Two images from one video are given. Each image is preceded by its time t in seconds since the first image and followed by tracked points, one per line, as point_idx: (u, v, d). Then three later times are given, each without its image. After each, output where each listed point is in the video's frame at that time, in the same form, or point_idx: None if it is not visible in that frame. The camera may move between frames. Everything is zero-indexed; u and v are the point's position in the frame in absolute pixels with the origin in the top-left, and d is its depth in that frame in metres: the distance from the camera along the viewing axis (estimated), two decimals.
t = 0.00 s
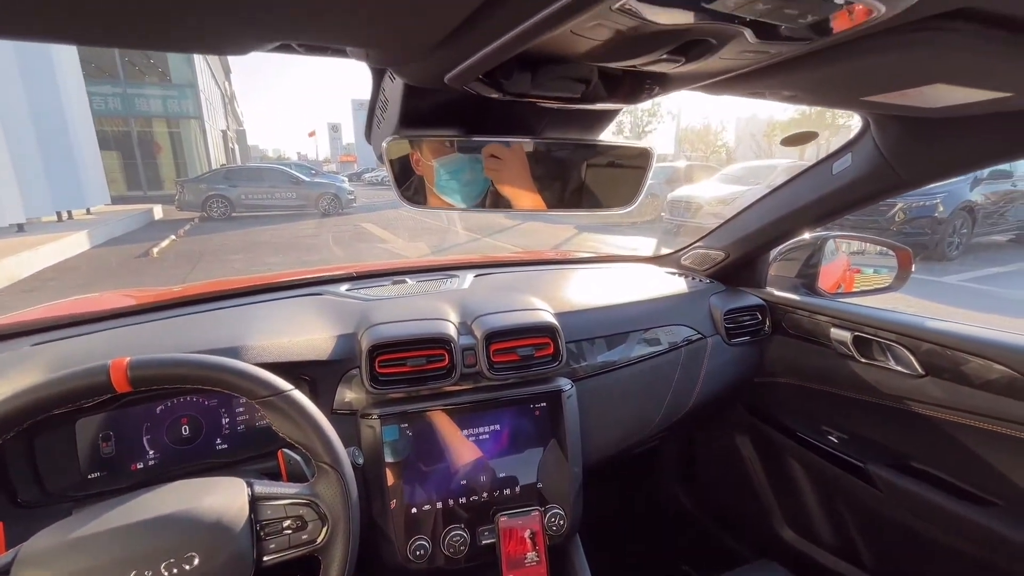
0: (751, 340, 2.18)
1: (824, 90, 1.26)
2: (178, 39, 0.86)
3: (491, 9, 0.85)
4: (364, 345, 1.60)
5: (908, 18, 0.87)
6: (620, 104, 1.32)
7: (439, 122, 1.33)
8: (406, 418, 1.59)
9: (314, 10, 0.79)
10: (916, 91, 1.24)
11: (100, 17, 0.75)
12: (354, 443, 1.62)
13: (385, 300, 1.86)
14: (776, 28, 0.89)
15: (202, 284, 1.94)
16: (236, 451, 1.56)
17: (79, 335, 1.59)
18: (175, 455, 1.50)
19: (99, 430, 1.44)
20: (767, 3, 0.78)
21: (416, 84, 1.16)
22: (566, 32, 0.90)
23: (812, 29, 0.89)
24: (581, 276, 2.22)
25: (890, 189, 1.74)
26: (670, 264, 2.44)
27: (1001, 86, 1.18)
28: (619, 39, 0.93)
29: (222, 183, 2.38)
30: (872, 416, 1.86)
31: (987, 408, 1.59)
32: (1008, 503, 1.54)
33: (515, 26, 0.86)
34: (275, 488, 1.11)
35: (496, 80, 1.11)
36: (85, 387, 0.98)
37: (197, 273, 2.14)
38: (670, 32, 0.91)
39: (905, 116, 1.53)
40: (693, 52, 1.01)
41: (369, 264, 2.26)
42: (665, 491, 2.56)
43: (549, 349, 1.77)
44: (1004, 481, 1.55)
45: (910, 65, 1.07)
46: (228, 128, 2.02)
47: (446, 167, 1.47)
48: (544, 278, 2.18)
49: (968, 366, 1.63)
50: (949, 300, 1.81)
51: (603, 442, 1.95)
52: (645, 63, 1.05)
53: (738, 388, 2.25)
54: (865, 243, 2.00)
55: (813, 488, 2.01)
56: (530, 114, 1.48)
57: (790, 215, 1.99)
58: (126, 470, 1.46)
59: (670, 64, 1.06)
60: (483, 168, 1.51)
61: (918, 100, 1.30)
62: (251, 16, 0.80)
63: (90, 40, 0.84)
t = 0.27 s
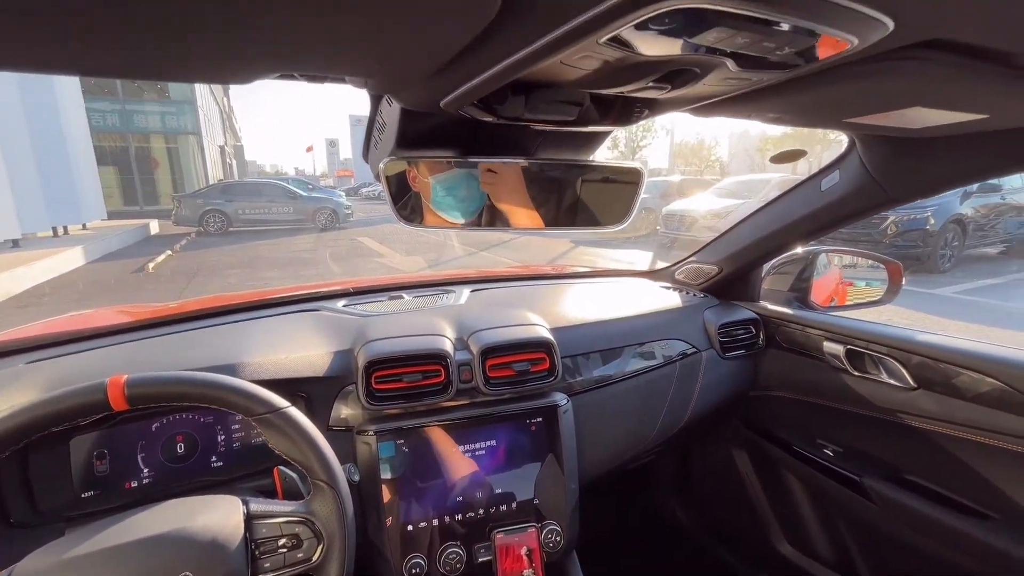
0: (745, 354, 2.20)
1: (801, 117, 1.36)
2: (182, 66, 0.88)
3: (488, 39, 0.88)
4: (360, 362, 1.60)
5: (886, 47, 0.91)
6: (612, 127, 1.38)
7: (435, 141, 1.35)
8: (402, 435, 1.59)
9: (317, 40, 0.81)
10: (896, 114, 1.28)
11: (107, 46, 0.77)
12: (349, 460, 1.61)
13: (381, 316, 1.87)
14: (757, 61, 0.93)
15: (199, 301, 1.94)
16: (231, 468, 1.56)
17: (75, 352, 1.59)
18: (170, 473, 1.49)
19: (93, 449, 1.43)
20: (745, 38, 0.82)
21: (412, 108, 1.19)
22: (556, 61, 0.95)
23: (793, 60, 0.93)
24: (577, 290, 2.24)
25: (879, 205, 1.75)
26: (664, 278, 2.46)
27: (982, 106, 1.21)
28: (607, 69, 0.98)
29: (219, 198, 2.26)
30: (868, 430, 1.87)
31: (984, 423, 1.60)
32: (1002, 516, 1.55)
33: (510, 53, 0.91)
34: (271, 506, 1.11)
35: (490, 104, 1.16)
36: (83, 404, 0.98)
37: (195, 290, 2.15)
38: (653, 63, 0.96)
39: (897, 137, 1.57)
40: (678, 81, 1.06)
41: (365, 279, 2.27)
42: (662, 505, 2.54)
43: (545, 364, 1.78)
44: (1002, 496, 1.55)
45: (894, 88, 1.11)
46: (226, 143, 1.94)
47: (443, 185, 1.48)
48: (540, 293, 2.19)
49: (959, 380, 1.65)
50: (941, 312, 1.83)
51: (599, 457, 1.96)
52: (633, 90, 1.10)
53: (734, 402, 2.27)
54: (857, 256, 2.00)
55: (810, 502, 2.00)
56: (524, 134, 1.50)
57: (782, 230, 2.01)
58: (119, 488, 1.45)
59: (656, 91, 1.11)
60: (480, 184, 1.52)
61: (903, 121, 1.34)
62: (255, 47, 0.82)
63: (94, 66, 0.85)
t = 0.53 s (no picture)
0: (740, 369, 2.22)
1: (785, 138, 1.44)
2: (186, 92, 0.90)
3: (490, 66, 0.92)
4: (355, 379, 1.61)
5: (865, 73, 0.97)
6: (603, 148, 1.45)
7: (431, 161, 1.38)
8: (398, 452, 1.59)
9: (324, 69, 0.84)
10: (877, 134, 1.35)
11: (118, 73, 0.79)
12: (344, 478, 1.61)
13: (376, 333, 1.88)
14: (737, 88, 1.01)
15: (195, 318, 1.94)
16: (224, 488, 1.55)
17: (68, 372, 1.58)
18: (163, 492, 1.49)
19: (86, 468, 1.42)
20: (724, 69, 0.91)
21: (410, 132, 1.22)
22: (547, 90, 1.03)
23: (778, 84, 0.99)
24: (572, 307, 2.25)
25: (864, 223, 1.81)
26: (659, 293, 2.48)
27: (961, 126, 1.27)
28: (595, 96, 1.06)
29: (216, 215, 2.22)
30: (864, 444, 1.88)
31: (970, 435, 1.62)
32: (997, 530, 1.55)
33: (506, 82, 0.98)
34: (265, 525, 1.11)
35: (484, 128, 1.23)
36: (79, 424, 0.98)
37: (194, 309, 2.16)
38: (640, 91, 1.04)
39: (877, 155, 1.60)
40: (663, 107, 1.14)
41: (362, 296, 2.28)
42: (658, 522, 2.52)
43: (540, 381, 1.79)
44: (994, 508, 1.56)
45: (877, 109, 1.16)
46: (223, 161, 1.94)
47: (439, 203, 1.50)
48: (535, 309, 2.20)
49: (951, 394, 1.67)
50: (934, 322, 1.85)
51: (594, 473, 1.96)
52: (620, 116, 1.18)
53: (728, 417, 2.28)
54: (848, 271, 2.03)
55: (807, 517, 2.00)
56: (518, 157, 1.54)
57: (773, 246, 2.04)
58: (110, 509, 1.43)
59: (642, 116, 1.19)
60: (475, 202, 1.54)
61: (882, 140, 1.41)
62: (264, 74, 0.85)
63: (98, 92, 0.87)
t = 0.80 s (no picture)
0: (734, 385, 2.22)
1: (772, 159, 1.48)
2: (185, 117, 0.92)
3: (483, 91, 0.95)
4: (350, 398, 1.61)
5: (844, 97, 1.02)
6: (595, 168, 1.48)
7: (427, 181, 1.40)
8: (393, 471, 1.59)
9: (321, 95, 0.86)
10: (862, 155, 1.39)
11: (121, 101, 0.81)
12: (339, 498, 1.60)
13: (372, 351, 1.87)
14: (723, 112, 1.04)
15: (191, 337, 1.94)
16: (217, 509, 1.53)
17: (63, 391, 1.57)
18: (155, 514, 1.47)
19: (76, 491, 1.39)
20: (708, 95, 0.96)
21: (405, 154, 1.24)
22: (538, 115, 1.05)
23: (763, 108, 1.03)
24: (568, 324, 2.26)
25: (853, 240, 1.83)
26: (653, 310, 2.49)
27: (940, 147, 1.31)
28: (585, 121, 1.09)
29: (212, 233, 2.24)
30: (860, 461, 1.88)
31: (965, 450, 1.63)
32: (993, 546, 1.55)
33: (498, 107, 1.01)
34: (257, 547, 1.08)
35: (478, 151, 1.25)
36: (72, 445, 0.98)
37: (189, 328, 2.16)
38: (628, 117, 1.07)
39: (861, 174, 1.64)
40: (650, 131, 1.17)
41: (359, 314, 2.28)
42: (656, 542, 2.49)
43: (536, 398, 1.80)
44: (989, 523, 1.56)
45: (859, 132, 1.20)
46: (219, 179, 1.99)
47: (437, 220, 1.51)
48: (530, 327, 2.21)
49: (943, 410, 1.68)
50: (928, 336, 1.86)
51: (591, 491, 1.95)
52: (610, 139, 1.21)
53: (724, 434, 2.28)
54: (839, 287, 2.02)
55: (806, 535, 1.98)
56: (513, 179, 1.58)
57: (765, 263, 2.06)
58: (100, 533, 1.41)
59: (630, 140, 1.22)
60: (472, 220, 1.55)
61: (865, 162, 1.45)
62: (264, 102, 0.87)
63: (98, 117, 0.88)
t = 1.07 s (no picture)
0: (730, 403, 2.23)
1: (761, 180, 1.51)
2: (181, 139, 0.93)
3: (477, 116, 0.96)
4: (345, 416, 1.60)
5: (827, 121, 1.04)
6: (588, 189, 1.50)
7: (423, 201, 1.41)
8: (387, 491, 1.58)
9: (317, 119, 0.88)
10: (849, 176, 1.42)
11: (120, 125, 0.82)
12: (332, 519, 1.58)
13: (367, 369, 1.87)
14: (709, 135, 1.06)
15: (185, 356, 1.94)
16: (207, 531, 1.50)
17: (56, 410, 1.56)
18: (145, 537, 1.43)
19: (65, 513, 1.35)
20: (691, 120, 0.98)
21: (401, 175, 1.26)
22: (530, 139, 1.07)
23: (751, 132, 1.04)
24: (563, 342, 2.26)
25: (843, 258, 1.86)
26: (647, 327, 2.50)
27: (924, 169, 1.34)
28: (574, 145, 1.11)
29: (208, 252, 2.35)
30: (857, 478, 1.87)
31: (959, 466, 1.64)
32: (991, 564, 1.55)
33: (491, 133, 1.02)
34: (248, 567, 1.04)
35: (472, 172, 1.27)
36: (61, 466, 0.97)
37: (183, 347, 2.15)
38: (617, 141, 1.09)
39: (846, 194, 1.67)
40: (637, 153, 1.19)
41: (355, 332, 2.29)
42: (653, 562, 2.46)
43: (531, 416, 1.80)
44: (985, 540, 1.56)
45: (844, 155, 1.22)
46: (217, 200, 2.01)
47: (433, 238, 1.52)
48: (525, 344, 2.22)
49: (936, 426, 1.69)
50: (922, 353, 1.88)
51: (587, 510, 1.94)
52: (598, 161, 1.23)
53: (720, 452, 2.27)
54: (833, 305, 2.04)
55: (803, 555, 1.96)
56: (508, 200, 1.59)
57: (757, 281, 2.08)
58: (88, 556, 1.36)
59: (618, 162, 1.24)
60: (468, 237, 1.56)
61: (851, 182, 1.48)
62: (262, 128, 0.89)
63: (96, 139, 0.90)
